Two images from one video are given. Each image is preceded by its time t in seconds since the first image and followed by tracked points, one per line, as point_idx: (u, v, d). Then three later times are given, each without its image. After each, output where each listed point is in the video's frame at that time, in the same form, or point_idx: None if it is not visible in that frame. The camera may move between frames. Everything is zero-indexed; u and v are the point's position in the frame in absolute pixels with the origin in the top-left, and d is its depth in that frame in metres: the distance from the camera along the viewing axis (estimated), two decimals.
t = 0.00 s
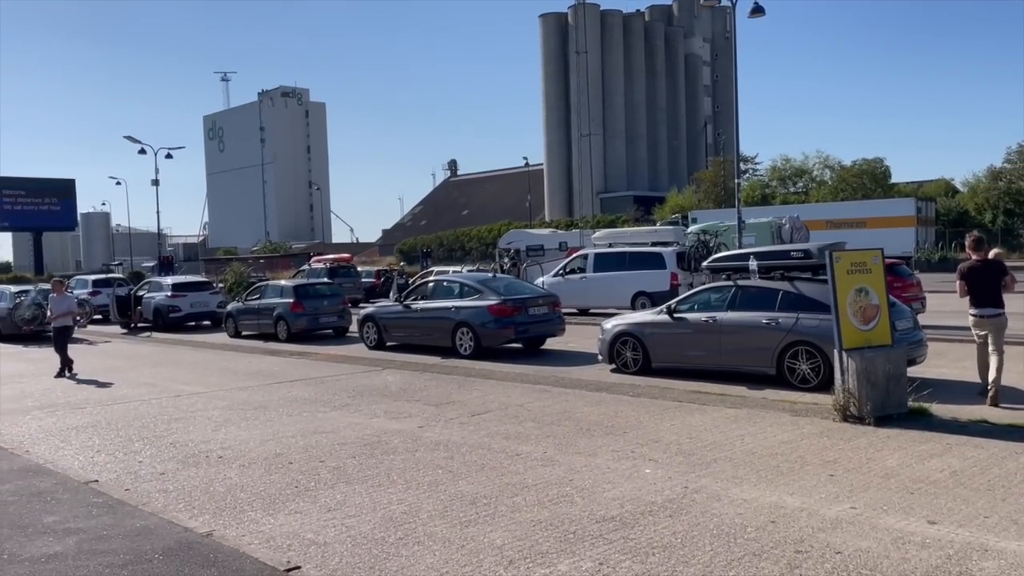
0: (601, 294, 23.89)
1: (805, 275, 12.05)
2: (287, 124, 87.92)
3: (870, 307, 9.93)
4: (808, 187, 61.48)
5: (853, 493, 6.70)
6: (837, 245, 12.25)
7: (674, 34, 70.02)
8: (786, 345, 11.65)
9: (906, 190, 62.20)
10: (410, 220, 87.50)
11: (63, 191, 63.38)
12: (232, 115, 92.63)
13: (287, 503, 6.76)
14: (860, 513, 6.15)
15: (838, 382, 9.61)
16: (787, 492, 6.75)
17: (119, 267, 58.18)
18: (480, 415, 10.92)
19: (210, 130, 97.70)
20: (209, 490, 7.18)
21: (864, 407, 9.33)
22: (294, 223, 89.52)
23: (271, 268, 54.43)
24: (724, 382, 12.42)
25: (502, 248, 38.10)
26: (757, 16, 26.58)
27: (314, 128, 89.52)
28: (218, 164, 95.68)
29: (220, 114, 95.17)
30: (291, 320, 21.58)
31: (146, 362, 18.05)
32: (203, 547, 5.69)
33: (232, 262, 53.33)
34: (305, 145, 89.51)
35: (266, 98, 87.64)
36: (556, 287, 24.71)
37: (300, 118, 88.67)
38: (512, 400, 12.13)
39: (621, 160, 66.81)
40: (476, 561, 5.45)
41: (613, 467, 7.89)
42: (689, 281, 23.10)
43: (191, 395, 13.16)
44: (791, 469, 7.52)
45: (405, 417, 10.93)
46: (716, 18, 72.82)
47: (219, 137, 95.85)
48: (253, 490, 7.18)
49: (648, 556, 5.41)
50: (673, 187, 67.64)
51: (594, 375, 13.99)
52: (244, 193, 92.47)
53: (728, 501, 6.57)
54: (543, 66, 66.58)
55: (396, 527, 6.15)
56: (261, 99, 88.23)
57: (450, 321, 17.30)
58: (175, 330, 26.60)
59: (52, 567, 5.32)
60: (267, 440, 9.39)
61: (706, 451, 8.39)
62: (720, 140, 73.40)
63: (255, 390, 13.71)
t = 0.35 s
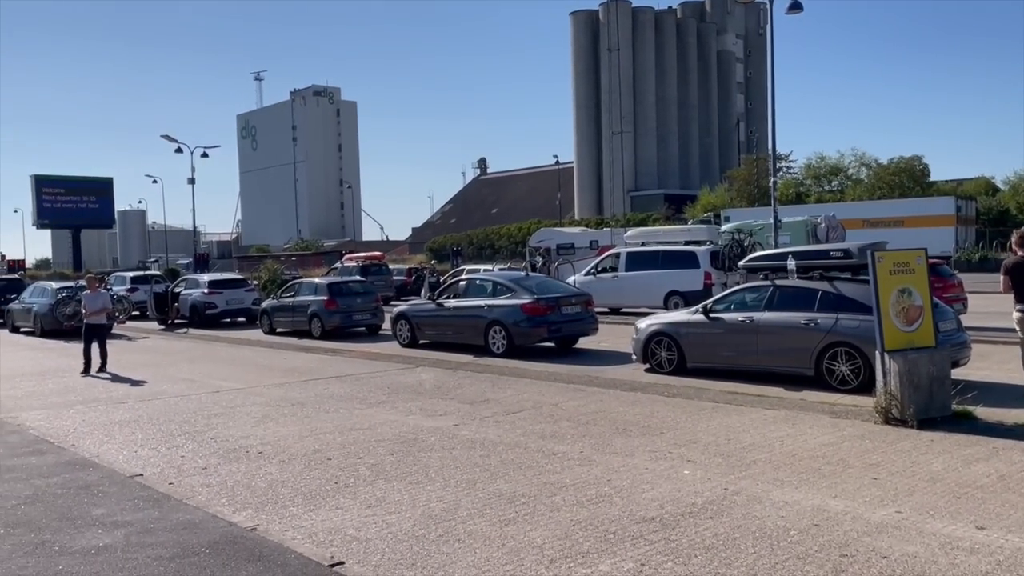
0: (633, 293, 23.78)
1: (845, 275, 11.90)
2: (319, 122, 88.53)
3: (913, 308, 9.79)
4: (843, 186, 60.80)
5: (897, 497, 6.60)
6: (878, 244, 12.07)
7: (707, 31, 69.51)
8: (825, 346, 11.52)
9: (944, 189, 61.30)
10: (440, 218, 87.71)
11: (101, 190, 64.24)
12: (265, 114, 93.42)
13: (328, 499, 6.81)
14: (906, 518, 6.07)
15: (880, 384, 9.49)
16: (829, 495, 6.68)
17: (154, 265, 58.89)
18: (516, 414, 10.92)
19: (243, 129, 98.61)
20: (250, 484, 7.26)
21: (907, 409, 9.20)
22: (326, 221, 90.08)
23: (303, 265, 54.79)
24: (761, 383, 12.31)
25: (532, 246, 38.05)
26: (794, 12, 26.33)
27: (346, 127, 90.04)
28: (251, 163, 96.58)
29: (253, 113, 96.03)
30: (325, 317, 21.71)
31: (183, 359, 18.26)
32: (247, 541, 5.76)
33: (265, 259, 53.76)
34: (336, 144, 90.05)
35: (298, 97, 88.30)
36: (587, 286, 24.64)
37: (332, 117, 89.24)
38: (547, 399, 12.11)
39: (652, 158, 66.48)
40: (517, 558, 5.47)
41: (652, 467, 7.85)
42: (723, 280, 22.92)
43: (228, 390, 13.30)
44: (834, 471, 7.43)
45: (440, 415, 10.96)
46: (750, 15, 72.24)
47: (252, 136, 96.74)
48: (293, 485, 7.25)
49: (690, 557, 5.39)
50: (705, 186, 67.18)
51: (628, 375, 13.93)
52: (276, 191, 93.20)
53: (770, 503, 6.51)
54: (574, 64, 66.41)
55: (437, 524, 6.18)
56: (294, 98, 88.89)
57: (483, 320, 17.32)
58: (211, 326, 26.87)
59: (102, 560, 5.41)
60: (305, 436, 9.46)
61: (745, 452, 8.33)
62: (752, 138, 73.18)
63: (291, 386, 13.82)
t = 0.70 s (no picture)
0: (656, 292, 23.67)
1: (872, 274, 11.79)
2: (342, 122, 88.89)
3: (943, 308, 9.67)
4: (869, 184, 60.26)
5: (928, 499, 6.52)
6: (906, 243, 11.94)
7: (731, 28, 69.09)
8: (852, 347, 11.41)
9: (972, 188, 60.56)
10: (461, 216, 87.80)
11: (128, 187, 64.86)
12: (289, 113, 93.93)
13: (352, 496, 6.83)
14: (936, 521, 6.00)
15: (909, 385, 9.39)
16: (857, 497, 6.61)
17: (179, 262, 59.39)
18: (539, 413, 10.90)
19: (267, 128, 99.22)
20: (276, 481, 7.30)
21: (936, 411, 9.09)
22: (349, 219, 90.41)
23: (327, 263, 55.02)
24: (786, 383, 12.21)
25: (554, 245, 37.98)
26: (821, 9, 26.11)
27: (369, 125, 90.36)
28: (275, 162, 97.16)
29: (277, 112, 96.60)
30: (348, 315, 21.78)
31: (208, 355, 18.38)
32: (273, 537, 5.79)
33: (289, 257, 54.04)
34: (359, 142, 90.38)
35: (322, 96, 88.69)
36: (610, 285, 24.56)
37: (355, 116, 89.58)
38: (570, 398, 12.08)
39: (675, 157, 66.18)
40: (542, 557, 5.46)
41: (677, 467, 7.80)
42: (747, 279, 22.75)
43: (253, 387, 13.38)
44: (862, 473, 7.35)
45: (464, 413, 10.96)
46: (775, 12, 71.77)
47: (276, 135, 97.31)
48: (318, 482, 7.28)
49: (715, 558, 5.36)
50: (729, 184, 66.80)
51: (652, 374, 13.86)
52: (299, 190, 93.69)
53: (797, 505, 6.45)
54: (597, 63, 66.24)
55: (461, 522, 6.18)
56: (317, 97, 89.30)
57: (506, 318, 17.30)
58: (235, 324, 27.04)
59: (130, 554, 5.46)
60: (329, 433, 9.49)
61: (771, 453, 8.26)
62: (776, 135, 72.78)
63: (316, 383, 13.88)
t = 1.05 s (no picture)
0: (680, 291, 23.58)
1: (899, 274, 11.69)
2: (367, 120, 89.25)
3: (971, 308, 9.56)
4: (897, 183, 59.64)
5: (955, 501, 6.46)
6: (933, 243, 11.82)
7: (756, 25, 68.66)
8: (878, 347, 11.30)
9: (1002, 186, 59.81)
10: (484, 215, 87.87)
11: (157, 186, 65.52)
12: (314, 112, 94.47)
13: (376, 492, 6.87)
14: (964, 523, 5.93)
15: (936, 386, 9.29)
16: (884, 498, 6.55)
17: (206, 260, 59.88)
18: (562, 411, 10.89)
19: (292, 127, 99.86)
20: (301, 477, 7.34)
21: (964, 412, 8.99)
22: (373, 218, 90.75)
23: (351, 262, 55.30)
24: (811, 383, 12.12)
25: (577, 244, 37.95)
26: (848, 6, 25.90)
27: (393, 124, 90.69)
28: (300, 161, 97.76)
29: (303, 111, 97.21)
30: (372, 313, 21.86)
31: (234, 352, 18.51)
32: (298, 533, 5.82)
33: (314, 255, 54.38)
34: (383, 141, 90.71)
35: (346, 95, 89.13)
36: (633, 284, 24.49)
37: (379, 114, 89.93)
38: (594, 396, 12.07)
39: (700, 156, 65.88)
40: (565, 556, 5.46)
41: (700, 467, 7.76)
42: (772, 279, 22.60)
43: (279, 384, 13.48)
44: (888, 474, 7.29)
45: (487, 411, 10.98)
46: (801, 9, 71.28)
47: (301, 134, 97.92)
48: (342, 478, 7.32)
49: (740, 558, 5.33)
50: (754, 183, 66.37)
51: (675, 374, 13.82)
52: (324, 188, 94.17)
53: (822, 505, 6.41)
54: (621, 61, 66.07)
55: (484, 520, 6.19)
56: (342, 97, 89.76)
57: (529, 317, 17.29)
58: (261, 321, 27.23)
59: (157, 548, 5.52)
60: (353, 430, 9.54)
61: (796, 453, 8.19)
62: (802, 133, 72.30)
63: (340, 381, 13.96)
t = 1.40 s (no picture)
0: (705, 291, 23.46)
1: (929, 274, 11.56)
2: (391, 120, 89.57)
3: (1003, 308, 9.43)
4: (926, 181, 59.00)
5: (986, 505, 6.36)
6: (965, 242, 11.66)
7: (783, 22, 68.11)
8: (906, 348, 11.18)
9: None
10: (507, 214, 87.90)
11: (184, 186, 66.13)
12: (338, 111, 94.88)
13: (400, 491, 6.88)
14: (995, 526, 5.85)
15: (966, 388, 9.18)
16: (913, 501, 6.48)
17: (231, 259, 60.30)
18: (586, 411, 10.85)
19: (317, 127, 100.37)
20: (326, 474, 7.37)
21: (995, 414, 8.88)
22: (396, 217, 91.03)
23: (375, 260, 55.49)
24: (838, 384, 12.01)
25: (600, 243, 37.84)
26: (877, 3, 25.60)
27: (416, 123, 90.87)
28: (325, 160, 98.25)
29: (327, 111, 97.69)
30: (395, 311, 21.91)
31: (258, 350, 18.62)
32: (323, 530, 5.85)
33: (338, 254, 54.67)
34: (407, 140, 90.92)
35: (370, 95, 89.44)
36: (657, 283, 24.39)
37: (402, 114, 90.17)
38: (618, 396, 12.02)
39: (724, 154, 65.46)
40: (589, 556, 5.44)
41: (725, 467, 7.72)
42: (798, 279, 22.42)
43: (303, 382, 13.56)
44: (916, 476, 7.21)
45: (510, 410, 10.97)
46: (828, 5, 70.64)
47: (325, 133, 98.42)
48: (367, 476, 7.35)
49: (766, 560, 5.29)
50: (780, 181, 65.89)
51: (700, 373, 13.76)
52: (348, 187, 94.59)
53: (850, 507, 6.35)
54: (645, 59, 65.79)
55: (507, 519, 6.18)
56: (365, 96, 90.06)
57: (552, 316, 17.26)
58: (286, 319, 27.40)
59: (185, 544, 5.56)
60: (377, 428, 9.57)
61: (824, 455, 8.11)
62: (829, 131, 71.71)
63: (364, 379, 14.02)
